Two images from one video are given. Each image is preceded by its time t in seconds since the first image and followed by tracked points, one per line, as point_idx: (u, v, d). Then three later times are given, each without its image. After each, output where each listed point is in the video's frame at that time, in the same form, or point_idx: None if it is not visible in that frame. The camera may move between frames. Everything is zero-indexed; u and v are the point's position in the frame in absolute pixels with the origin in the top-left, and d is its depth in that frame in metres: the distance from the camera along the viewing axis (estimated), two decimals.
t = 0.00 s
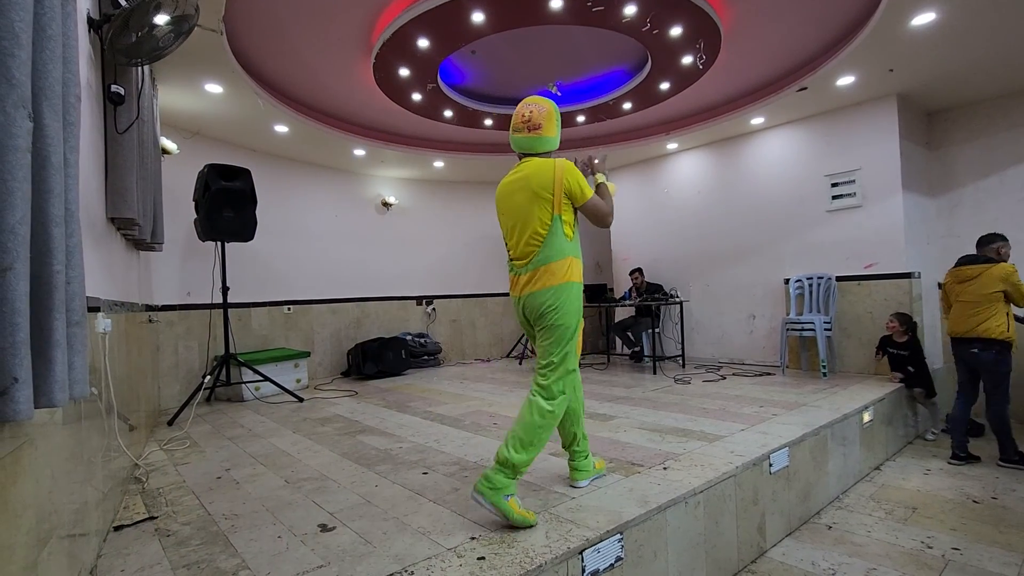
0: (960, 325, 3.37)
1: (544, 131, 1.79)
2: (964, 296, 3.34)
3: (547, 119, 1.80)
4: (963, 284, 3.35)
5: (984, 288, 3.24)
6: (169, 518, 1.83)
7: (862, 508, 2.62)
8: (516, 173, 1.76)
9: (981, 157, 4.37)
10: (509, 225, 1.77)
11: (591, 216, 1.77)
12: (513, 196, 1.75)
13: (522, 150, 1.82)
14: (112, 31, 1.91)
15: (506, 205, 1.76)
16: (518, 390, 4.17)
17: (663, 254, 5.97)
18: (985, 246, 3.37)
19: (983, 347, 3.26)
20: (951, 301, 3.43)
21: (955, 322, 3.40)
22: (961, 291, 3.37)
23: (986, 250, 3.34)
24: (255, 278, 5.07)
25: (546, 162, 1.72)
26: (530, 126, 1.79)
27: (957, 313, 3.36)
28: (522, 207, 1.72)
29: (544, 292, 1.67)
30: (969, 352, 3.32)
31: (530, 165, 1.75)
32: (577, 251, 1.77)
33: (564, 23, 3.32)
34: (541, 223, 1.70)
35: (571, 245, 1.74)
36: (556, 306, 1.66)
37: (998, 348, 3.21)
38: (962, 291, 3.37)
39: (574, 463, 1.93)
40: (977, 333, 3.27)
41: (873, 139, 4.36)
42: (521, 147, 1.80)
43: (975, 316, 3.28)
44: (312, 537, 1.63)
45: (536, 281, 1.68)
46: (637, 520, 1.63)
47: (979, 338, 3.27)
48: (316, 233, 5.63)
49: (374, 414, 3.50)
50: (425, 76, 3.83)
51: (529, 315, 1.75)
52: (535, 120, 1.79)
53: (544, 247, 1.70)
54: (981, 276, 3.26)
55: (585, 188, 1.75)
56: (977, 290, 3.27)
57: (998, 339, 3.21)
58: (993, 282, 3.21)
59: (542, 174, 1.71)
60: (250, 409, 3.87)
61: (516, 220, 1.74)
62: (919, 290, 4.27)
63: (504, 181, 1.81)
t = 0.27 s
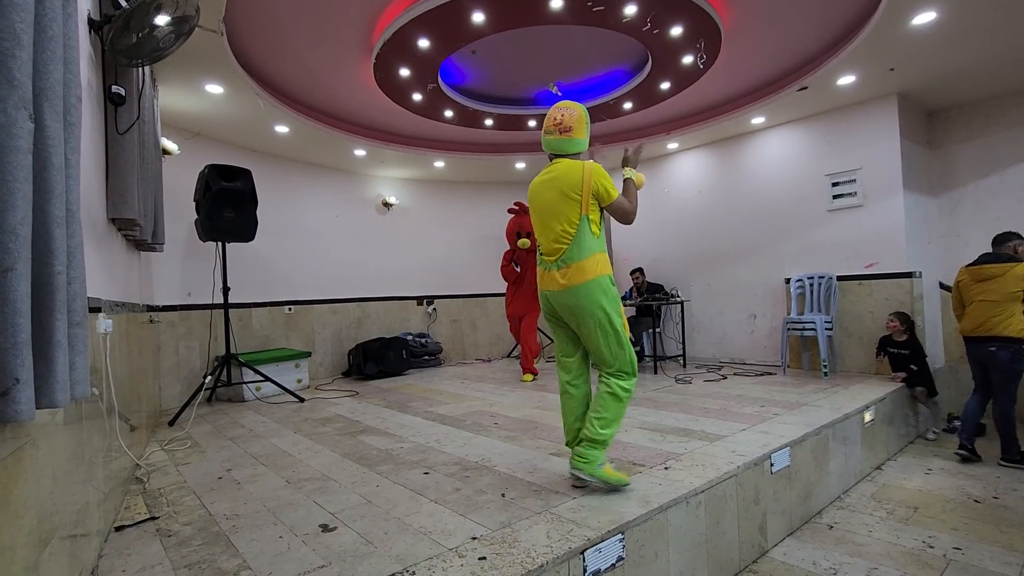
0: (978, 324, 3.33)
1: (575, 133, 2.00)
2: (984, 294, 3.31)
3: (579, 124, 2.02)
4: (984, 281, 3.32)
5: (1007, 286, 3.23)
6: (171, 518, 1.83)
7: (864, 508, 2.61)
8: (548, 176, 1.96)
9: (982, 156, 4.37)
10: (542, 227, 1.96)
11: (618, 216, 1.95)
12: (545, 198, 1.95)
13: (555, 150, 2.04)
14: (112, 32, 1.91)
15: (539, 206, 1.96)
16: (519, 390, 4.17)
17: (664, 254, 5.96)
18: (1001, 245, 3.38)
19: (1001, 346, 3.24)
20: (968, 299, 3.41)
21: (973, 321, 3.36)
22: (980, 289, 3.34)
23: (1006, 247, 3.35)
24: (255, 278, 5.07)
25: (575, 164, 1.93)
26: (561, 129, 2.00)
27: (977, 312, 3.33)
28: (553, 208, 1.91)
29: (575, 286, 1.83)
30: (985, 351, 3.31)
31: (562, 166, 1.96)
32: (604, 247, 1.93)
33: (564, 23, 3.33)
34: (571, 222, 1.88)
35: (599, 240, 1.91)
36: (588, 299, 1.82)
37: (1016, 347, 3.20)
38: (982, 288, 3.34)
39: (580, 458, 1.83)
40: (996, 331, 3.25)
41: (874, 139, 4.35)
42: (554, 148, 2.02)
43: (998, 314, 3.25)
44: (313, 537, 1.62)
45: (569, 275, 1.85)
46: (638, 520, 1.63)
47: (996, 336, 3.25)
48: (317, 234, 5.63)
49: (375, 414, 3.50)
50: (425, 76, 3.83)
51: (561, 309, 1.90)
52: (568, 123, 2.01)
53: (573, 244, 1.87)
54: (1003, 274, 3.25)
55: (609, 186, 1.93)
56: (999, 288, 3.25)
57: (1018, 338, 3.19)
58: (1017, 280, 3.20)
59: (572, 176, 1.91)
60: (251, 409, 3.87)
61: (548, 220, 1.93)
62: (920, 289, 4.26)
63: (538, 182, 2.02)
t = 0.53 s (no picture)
0: (982, 322, 3.34)
1: (604, 144, 2.13)
2: (988, 293, 3.31)
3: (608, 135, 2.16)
4: (988, 280, 3.31)
5: (1011, 286, 3.22)
6: (171, 519, 1.83)
7: (863, 508, 2.61)
8: (581, 185, 2.08)
9: (982, 156, 4.37)
10: (572, 233, 2.09)
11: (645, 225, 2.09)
12: (578, 206, 2.06)
13: (584, 159, 2.16)
14: (112, 33, 1.92)
15: (570, 213, 2.09)
16: (519, 391, 4.17)
17: (664, 254, 5.97)
18: (1006, 244, 3.37)
19: (1004, 345, 3.25)
20: (971, 298, 3.42)
21: (977, 319, 3.37)
22: (984, 288, 3.34)
23: (1010, 247, 3.34)
24: (256, 279, 5.08)
25: (606, 174, 2.05)
26: (591, 140, 2.12)
27: (981, 312, 3.34)
28: (586, 217, 2.04)
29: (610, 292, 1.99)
30: (989, 349, 3.32)
31: (593, 175, 2.08)
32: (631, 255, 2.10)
33: (564, 23, 3.33)
34: (603, 231, 2.02)
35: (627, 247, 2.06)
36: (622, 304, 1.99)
37: (1019, 347, 3.21)
38: (986, 287, 3.33)
39: (658, 441, 2.13)
40: (999, 331, 3.26)
41: (873, 139, 4.36)
42: (584, 157, 2.14)
43: (1002, 313, 3.25)
44: (313, 538, 1.62)
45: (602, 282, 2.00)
46: (637, 520, 1.63)
47: (999, 336, 3.26)
48: (317, 234, 5.64)
49: (375, 414, 3.50)
50: (425, 77, 3.84)
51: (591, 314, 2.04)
52: (598, 134, 2.13)
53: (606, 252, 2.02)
54: (1006, 274, 3.25)
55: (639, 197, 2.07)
56: (1003, 288, 3.25)
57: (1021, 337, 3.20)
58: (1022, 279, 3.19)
59: (603, 186, 2.03)
60: (251, 410, 3.87)
61: (580, 227, 2.06)
62: (920, 289, 4.26)
63: (567, 189, 2.14)
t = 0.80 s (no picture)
0: (978, 321, 3.36)
1: (641, 147, 2.30)
2: (983, 292, 3.32)
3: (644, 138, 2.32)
4: (983, 280, 3.32)
5: (1006, 285, 3.23)
6: (170, 519, 1.83)
7: (862, 507, 2.62)
8: (622, 185, 2.22)
9: (980, 156, 4.37)
10: (614, 230, 2.22)
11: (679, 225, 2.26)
12: (619, 206, 2.20)
13: (621, 159, 2.31)
14: (112, 32, 1.92)
15: (612, 211, 2.23)
16: (519, 390, 4.17)
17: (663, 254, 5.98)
18: (1000, 244, 3.35)
19: (999, 344, 3.28)
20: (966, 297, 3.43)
21: (972, 319, 3.39)
22: (979, 287, 3.35)
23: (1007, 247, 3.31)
24: (255, 279, 5.07)
25: (648, 175, 2.19)
26: (629, 143, 2.29)
27: (975, 311, 3.36)
28: (629, 216, 2.18)
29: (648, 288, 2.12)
30: (984, 348, 3.35)
31: (633, 176, 2.22)
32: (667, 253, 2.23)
33: (563, 23, 3.33)
34: (644, 230, 2.16)
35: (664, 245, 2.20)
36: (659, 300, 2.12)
37: (1013, 345, 3.25)
38: (980, 286, 3.34)
39: (660, 441, 2.19)
40: (994, 330, 3.29)
41: (872, 138, 4.36)
42: (622, 159, 2.29)
43: (997, 312, 3.27)
44: (312, 537, 1.63)
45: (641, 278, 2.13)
46: (637, 519, 1.63)
47: (994, 334, 3.29)
48: (316, 234, 5.64)
49: (375, 414, 3.50)
50: (425, 76, 3.84)
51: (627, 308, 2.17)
52: (636, 138, 2.29)
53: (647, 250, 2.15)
54: (999, 274, 3.26)
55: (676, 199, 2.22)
56: (997, 287, 3.26)
57: (1016, 335, 3.23)
58: (1016, 279, 3.20)
59: (645, 186, 2.18)
60: (251, 410, 3.87)
61: (621, 225, 2.20)
62: (919, 289, 4.27)
63: (608, 188, 2.28)
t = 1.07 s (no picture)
0: (971, 321, 3.38)
1: (668, 148, 2.39)
2: (976, 292, 3.35)
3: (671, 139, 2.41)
4: (976, 279, 3.35)
5: (999, 284, 3.27)
6: (170, 520, 1.83)
7: (862, 507, 2.62)
8: (655, 184, 2.29)
9: (979, 156, 4.38)
10: (642, 227, 2.32)
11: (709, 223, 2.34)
12: (651, 204, 2.29)
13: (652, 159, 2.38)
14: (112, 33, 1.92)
15: (641, 208, 2.32)
16: (519, 391, 4.17)
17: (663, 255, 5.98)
18: (993, 245, 3.42)
19: (992, 343, 3.29)
20: (959, 297, 3.47)
21: (966, 319, 3.41)
22: (972, 287, 3.38)
23: (999, 247, 3.37)
24: (255, 279, 5.07)
25: (678, 174, 2.27)
26: (660, 144, 2.37)
27: (968, 311, 3.39)
28: (659, 214, 2.26)
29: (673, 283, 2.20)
30: (977, 347, 3.36)
31: (664, 175, 2.30)
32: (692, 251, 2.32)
33: (563, 24, 3.33)
34: (672, 226, 2.24)
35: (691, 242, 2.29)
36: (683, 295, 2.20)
37: (1006, 344, 3.26)
38: (974, 286, 3.38)
39: (661, 440, 2.18)
40: (986, 329, 3.31)
41: (871, 139, 4.36)
42: (650, 157, 2.38)
43: (989, 312, 3.29)
44: (312, 538, 1.63)
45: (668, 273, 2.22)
46: (637, 520, 1.64)
47: (987, 334, 3.31)
48: (316, 234, 5.64)
49: (375, 414, 3.50)
50: (424, 77, 3.84)
51: (654, 302, 2.28)
52: (665, 138, 2.39)
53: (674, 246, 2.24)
54: (991, 274, 3.30)
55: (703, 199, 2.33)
56: (990, 286, 3.29)
57: (1008, 335, 3.25)
58: (1009, 278, 3.24)
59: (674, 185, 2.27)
60: (250, 410, 3.87)
61: (649, 222, 2.29)
62: (918, 289, 4.28)
63: (638, 186, 2.36)
